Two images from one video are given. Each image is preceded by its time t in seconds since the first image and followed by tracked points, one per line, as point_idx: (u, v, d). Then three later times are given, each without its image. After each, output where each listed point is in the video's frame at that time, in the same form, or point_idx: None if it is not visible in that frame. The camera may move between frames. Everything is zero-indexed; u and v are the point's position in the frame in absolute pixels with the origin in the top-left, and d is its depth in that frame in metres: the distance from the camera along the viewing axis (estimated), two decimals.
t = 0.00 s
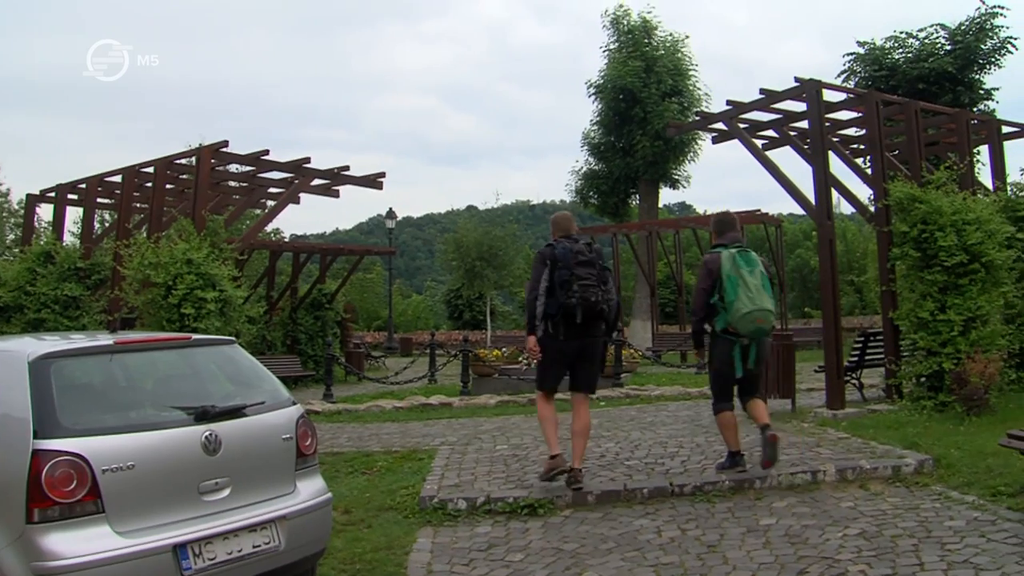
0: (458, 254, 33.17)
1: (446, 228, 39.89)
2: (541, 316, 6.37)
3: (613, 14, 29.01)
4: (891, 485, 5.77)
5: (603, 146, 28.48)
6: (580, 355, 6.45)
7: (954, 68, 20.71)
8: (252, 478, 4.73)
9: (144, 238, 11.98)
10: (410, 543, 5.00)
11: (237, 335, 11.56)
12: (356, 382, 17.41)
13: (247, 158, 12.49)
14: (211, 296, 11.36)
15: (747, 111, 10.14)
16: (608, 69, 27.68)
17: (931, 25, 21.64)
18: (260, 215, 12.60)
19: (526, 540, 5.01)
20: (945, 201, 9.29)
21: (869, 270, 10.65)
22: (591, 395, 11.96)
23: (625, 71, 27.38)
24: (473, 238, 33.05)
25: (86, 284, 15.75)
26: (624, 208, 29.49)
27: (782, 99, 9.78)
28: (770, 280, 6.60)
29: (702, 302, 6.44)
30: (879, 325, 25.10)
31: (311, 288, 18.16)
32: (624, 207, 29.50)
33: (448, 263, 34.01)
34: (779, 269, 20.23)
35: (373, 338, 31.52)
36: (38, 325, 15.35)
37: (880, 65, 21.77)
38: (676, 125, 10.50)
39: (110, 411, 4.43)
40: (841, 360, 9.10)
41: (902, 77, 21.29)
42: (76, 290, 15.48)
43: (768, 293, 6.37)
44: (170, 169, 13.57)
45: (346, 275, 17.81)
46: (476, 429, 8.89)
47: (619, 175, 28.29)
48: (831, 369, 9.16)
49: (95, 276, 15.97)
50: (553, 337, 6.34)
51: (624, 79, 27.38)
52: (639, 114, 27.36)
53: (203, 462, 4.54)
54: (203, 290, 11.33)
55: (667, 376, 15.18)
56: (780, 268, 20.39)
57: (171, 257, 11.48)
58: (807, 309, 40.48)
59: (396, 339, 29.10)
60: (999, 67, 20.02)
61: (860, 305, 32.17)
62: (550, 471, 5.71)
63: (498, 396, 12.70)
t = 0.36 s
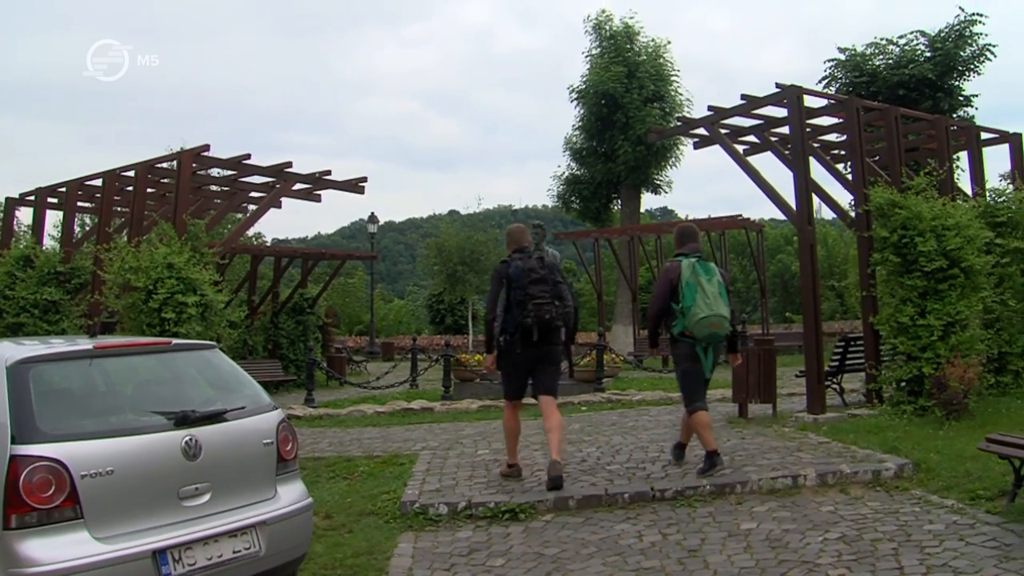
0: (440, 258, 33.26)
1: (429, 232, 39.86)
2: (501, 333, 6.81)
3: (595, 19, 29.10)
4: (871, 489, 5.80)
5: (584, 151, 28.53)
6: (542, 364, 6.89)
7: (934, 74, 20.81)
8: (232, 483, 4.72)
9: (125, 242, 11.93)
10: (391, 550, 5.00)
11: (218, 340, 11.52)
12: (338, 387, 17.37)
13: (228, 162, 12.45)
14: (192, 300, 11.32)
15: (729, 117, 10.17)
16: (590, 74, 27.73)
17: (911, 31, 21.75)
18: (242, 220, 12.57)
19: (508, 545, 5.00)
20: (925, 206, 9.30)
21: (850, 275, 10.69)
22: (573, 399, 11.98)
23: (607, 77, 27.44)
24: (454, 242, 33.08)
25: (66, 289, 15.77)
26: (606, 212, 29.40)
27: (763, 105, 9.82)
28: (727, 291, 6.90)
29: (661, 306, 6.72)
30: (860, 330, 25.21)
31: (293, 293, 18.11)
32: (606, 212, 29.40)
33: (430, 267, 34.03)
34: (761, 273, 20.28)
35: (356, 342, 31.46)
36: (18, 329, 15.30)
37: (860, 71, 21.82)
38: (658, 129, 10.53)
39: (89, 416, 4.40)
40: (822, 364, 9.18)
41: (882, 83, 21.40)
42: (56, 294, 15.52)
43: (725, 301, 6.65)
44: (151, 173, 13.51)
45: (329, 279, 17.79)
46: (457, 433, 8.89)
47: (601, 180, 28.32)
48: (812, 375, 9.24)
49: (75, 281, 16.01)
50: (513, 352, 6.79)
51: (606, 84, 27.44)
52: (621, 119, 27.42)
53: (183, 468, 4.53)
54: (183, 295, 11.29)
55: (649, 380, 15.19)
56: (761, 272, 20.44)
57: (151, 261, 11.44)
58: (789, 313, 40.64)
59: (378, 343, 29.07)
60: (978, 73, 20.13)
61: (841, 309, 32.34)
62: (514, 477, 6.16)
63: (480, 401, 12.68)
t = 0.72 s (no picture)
0: (431, 262, 33.34)
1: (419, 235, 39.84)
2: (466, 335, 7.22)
3: (585, 24, 29.15)
4: (860, 493, 5.80)
5: (575, 155, 28.56)
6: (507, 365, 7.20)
7: (923, 80, 20.85)
8: (222, 487, 4.72)
9: (114, 245, 11.90)
10: (380, 554, 5.00)
11: (208, 343, 11.50)
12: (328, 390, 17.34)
13: (218, 165, 12.43)
14: (181, 304, 11.30)
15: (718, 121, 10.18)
16: (581, 78, 27.76)
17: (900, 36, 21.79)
18: (232, 223, 12.54)
19: (498, 549, 5.01)
20: (914, 211, 9.37)
21: (839, 279, 10.70)
22: (563, 403, 12.00)
23: (598, 81, 27.46)
24: (446, 247, 33.18)
25: (56, 292, 15.74)
26: (597, 216, 29.40)
27: (752, 109, 9.83)
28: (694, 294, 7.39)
29: (636, 306, 7.14)
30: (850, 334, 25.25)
31: (283, 296, 18.08)
32: (597, 216, 29.42)
33: (421, 271, 34.05)
34: (750, 277, 20.29)
35: (346, 346, 31.42)
36: (7, 333, 15.25)
37: (850, 76, 21.93)
38: (647, 133, 10.53)
39: (78, 420, 4.38)
40: (812, 368, 9.20)
41: (872, 88, 21.44)
42: (45, 297, 15.48)
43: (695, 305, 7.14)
44: (141, 177, 13.48)
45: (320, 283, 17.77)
46: (446, 437, 8.89)
47: (592, 184, 28.34)
48: (802, 379, 9.25)
49: (64, 284, 15.97)
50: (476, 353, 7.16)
51: (596, 89, 27.47)
52: (612, 123, 27.46)
53: (172, 471, 4.52)
54: (173, 298, 11.27)
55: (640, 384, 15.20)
56: (751, 276, 20.46)
57: (141, 264, 11.43)
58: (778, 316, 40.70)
59: (369, 347, 29.03)
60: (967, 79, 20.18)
61: (832, 313, 32.41)
62: (503, 479, 6.16)
63: (470, 405, 12.68)
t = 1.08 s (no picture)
0: (427, 263, 33.34)
1: (415, 235, 39.82)
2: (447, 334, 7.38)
3: (582, 25, 29.15)
4: (857, 494, 5.81)
5: (571, 156, 28.59)
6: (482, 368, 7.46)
7: (919, 81, 20.85)
8: (219, 488, 4.72)
9: (110, 246, 11.90)
10: (377, 556, 5.01)
11: (204, 344, 11.50)
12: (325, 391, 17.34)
13: (215, 166, 12.41)
14: (178, 305, 11.28)
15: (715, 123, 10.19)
16: (577, 79, 27.79)
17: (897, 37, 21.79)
18: (228, 224, 12.53)
19: (494, 550, 5.01)
20: (909, 212, 9.39)
21: (835, 280, 10.70)
22: (559, 404, 12.00)
23: (594, 82, 27.49)
24: (443, 248, 33.24)
25: (52, 293, 15.72)
26: (594, 217, 29.36)
27: (749, 110, 9.83)
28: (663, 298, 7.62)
29: (602, 314, 7.48)
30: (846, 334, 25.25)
31: (279, 296, 18.07)
32: (593, 217, 29.37)
33: (417, 272, 34.06)
34: (747, 278, 20.28)
35: (342, 347, 31.40)
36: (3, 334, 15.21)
37: (846, 78, 21.86)
38: (644, 135, 10.53)
39: (74, 421, 4.38)
40: (808, 369, 9.23)
41: (868, 88, 21.45)
42: (42, 298, 15.46)
43: (658, 310, 7.38)
44: (137, 177, 13.46)
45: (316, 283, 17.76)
46: (443, 438, 8.90)
47: (588, 185, 28.35)
48: (798, 381, 9.29)
49: (61, 285, 15.95)
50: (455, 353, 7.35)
51: (592, 90, 27.50)
52: (607, 124, 27.49)
53: (168, 472, 4.52)
54: (169, 299, 11.25)
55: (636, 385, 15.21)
56: (748, 277, 20.47)
57: (137, 265, 11.41)
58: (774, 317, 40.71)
59: (365, 349, 29.01)
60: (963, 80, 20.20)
61: (828, 314, 32.42)
62: (478, 468, 6.53)
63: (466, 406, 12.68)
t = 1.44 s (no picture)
0: (426, 263, 33.30)
1: (415, 234, 39.82)
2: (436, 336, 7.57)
3: (581, 24, 29.17)
4: (857, 494, 5.80)
5: (571, 156, 28.60)
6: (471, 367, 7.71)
7: (920, 80, 20.83)
8: (217, 489, 4.71)
9: (109, 246, 11.89)
10: (376, 558, 4.99)
11: (203, 344, 11.50)
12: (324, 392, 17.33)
13: (214, 166, 12.39)
14: (177, 304, 11.26)
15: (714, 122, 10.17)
16: (577, 79, 27.82)
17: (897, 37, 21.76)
18: (227, 224, 12.51)
19: (493, 550, 5.00)
20: (910, 212, 9.37)
21: (835, 280, 10.68)
22: (558, 404, 11.99)
23: (593, 81, 27.51)
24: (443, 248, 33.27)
25: (50, 294, 15.70)
26: (593, 217, 29.36)
27: (749, 110, 9.82)
28: (644, 299, 8.21)
29: (584, 314, 8.09)
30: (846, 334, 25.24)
31: (278, 296, 18.04)
32: (593, 217, 29.36)
33: (417, 272, 34.11)
34: (747, 278, 20.25)
35: (342, 347, 31.42)
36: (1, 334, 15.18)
37: (847, 76, 21.96)
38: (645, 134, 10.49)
39: (72, 421, 4.37)
40: (808, 368, 9.22)
41: (868, 88, 21.44)
42: (40, 297, 15.47)
43: (637, 309, 7.96)
44: (135, 177, 13.45)
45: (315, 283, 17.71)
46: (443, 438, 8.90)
47: (587, 185, 28.35)
48: (798, 381, 9.27)
49: (60, 284, 15.96)
50: (445, 354, 7.56)
51: (592, 89, 27.52)
52: (607, 124, 27.52)
53: (167, 473, 4.51)
54: (168, 299, 11.21)
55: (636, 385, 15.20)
56: (748, 277, 20.45)
57: (136, 265, 11.39)
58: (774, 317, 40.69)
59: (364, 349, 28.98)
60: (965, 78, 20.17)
61: (827, 314, 32.43)
62: (475, 467, 6.68)
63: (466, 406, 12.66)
